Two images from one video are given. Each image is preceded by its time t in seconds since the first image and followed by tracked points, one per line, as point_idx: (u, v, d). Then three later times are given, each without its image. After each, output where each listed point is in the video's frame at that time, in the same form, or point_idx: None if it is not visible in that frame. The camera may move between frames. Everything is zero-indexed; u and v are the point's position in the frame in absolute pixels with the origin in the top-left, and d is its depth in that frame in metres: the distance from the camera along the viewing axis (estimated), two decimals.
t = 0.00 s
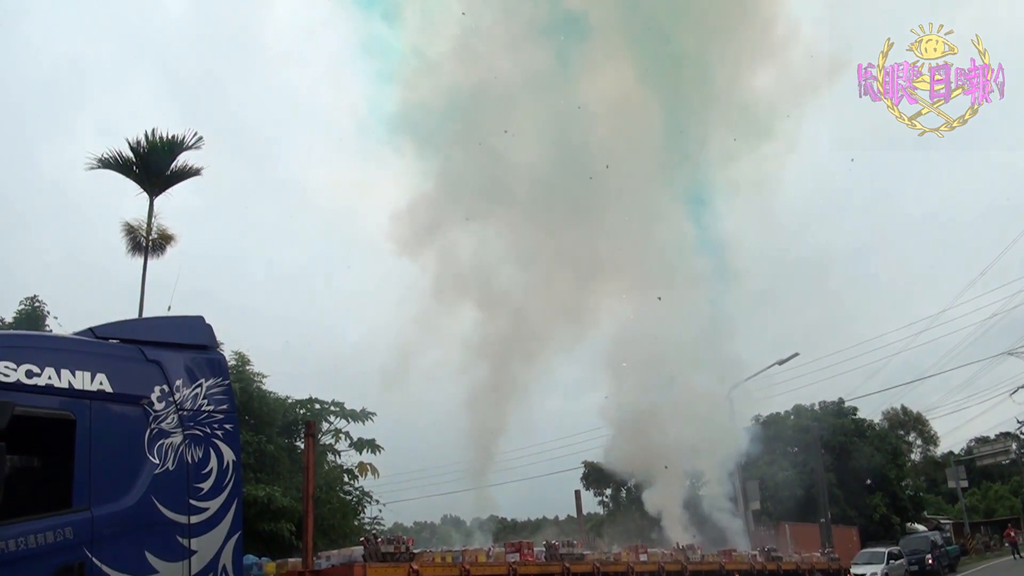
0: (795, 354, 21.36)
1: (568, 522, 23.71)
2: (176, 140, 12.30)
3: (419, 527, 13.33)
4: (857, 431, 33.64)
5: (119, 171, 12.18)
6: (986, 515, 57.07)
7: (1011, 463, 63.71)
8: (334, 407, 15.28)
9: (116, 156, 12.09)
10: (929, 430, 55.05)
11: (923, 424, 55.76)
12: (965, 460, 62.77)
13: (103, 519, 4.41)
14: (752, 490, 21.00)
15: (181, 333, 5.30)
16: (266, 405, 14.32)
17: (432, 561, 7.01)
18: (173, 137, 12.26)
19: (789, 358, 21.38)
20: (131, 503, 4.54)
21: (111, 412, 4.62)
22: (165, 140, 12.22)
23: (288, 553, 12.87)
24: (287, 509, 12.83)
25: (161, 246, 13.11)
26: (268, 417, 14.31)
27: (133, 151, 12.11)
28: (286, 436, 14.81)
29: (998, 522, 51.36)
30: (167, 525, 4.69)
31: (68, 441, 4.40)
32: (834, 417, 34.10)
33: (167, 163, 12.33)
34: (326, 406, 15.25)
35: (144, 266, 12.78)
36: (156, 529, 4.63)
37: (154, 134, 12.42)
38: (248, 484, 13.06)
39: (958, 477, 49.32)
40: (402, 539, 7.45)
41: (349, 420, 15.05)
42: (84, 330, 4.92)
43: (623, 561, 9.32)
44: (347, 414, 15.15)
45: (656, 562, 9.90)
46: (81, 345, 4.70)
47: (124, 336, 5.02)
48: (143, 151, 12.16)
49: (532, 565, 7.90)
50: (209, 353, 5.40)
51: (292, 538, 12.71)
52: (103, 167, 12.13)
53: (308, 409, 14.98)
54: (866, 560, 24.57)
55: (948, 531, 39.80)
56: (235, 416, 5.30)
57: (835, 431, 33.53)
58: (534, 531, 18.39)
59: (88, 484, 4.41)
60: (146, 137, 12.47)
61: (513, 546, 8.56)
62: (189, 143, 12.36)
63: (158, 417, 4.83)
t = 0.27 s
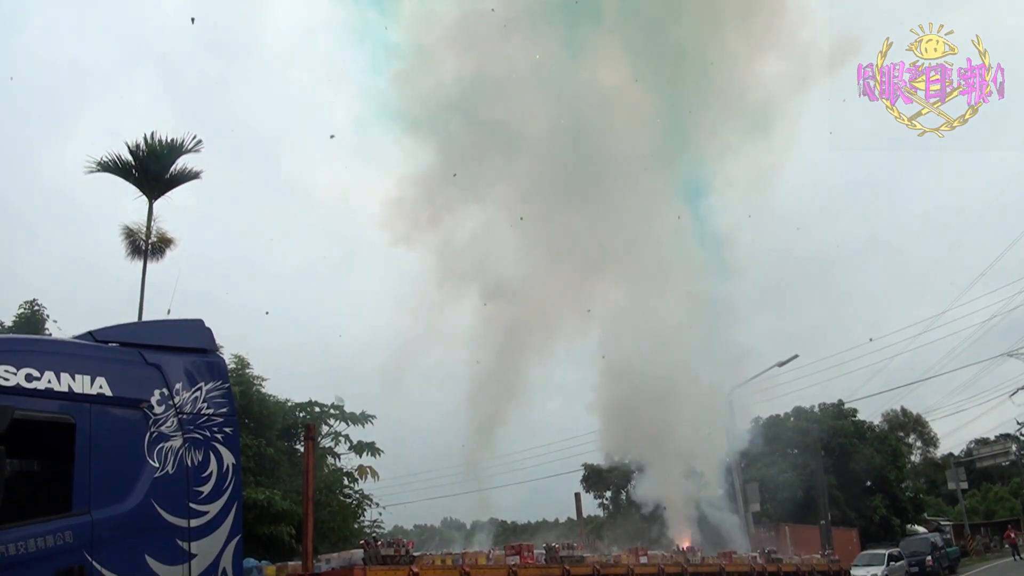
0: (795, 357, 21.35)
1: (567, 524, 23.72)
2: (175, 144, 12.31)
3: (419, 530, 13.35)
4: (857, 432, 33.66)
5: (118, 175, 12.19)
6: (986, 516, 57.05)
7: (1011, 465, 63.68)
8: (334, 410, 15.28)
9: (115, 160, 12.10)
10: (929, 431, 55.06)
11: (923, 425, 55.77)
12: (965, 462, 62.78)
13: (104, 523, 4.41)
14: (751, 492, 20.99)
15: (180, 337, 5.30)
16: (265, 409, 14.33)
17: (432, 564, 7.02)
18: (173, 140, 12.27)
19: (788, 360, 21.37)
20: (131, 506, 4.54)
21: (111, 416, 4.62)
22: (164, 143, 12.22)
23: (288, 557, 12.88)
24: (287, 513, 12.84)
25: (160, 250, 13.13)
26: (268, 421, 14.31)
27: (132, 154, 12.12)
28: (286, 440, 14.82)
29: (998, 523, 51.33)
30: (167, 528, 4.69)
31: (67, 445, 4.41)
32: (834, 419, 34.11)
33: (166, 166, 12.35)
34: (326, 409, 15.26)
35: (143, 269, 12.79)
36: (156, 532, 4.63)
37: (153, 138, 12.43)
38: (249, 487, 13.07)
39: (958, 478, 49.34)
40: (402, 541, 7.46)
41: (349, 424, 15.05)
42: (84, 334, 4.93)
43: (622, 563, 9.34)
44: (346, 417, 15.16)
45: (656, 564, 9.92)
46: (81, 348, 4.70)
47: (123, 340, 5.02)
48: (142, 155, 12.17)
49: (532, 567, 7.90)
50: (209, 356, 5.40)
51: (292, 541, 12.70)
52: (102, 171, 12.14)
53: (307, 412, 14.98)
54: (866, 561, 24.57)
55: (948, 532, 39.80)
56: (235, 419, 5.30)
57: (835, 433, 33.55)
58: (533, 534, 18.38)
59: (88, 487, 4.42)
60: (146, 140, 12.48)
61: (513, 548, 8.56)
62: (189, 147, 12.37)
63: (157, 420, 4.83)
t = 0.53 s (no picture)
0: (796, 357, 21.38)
1: (567, 526, 23.72)
2: (174, 146, 12.31)
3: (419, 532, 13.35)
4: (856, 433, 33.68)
5: (118, 177, 12.19)
6: (986, 517, 57.06)
7: (1011, 465, 63.68)
8: (334, 412, 15.28)
9: (114, 162, 12.10)
10: (929, 431, 55.09)
11: (923, 426, 55.79)
12: (965, 462, 62.80)
13: (104, 525, 4.41)
14: (751, 493, 20.99)
15: (180, 339, 5.30)
16: (265, 412, 14.33)
17: (432, 565, 7.02)
18: (172, 142, 12.27)
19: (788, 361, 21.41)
20: (130, 509, 4.53)
21: (110, 418, 4.62)
22: (163, 145, 12.23)
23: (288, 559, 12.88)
24: (286, 515, 12.84)
25: (160, 252, 13.13)
26: (267, 423, 14.31)
27: (131, 156, 12.12)
28: (285, 442, 14.81)
29: (998, 523, 51.34)
30: (167, 531, 4.68)
31: (66, 448, 4.40)
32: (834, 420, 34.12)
33: (166, 168, 12.35)
34: (326, 411, 15.25)
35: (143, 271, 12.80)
36: (156, 535, 4.63)
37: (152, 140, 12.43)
38: (249, 490, 13.07)
39: (958, 479, 49.36)
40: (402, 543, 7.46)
41: (348, 426, 15.04)
42: (83, 336, 4.93)
43: (622, 565, 9.34)
44: (346, 419, 15.15)
45: (656, 565, 9.93)
46: (80, 351, 4.70)
47: (122, 342, 5.02)
48: (141, 157, 12.17)
49: (532, 568, 7.90)
50: (208, 359, 5.40)
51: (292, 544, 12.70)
52: (102, 173, 12.14)
53: (307, 414, 14.98)
54: (866, 562, 24.58)
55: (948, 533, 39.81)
56: (234, 421, 5.30)
57: (835, 433, 33.57)
58: (533, 535, 18.38)
59: (88, 490, 4.42)
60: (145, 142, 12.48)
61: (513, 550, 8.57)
62: (188, 149, 12.37)
63: (157, 423, 4.83)
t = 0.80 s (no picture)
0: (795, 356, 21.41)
1: (567, 527, 23.71)
2: (172, 148, 12.31)
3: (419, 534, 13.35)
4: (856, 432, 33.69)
5: (116, 180, 12.19)
6: (986, 515, 57.04)
7: (1011, 463, 63.67)
8: (334, 413, 15.27)
9: (113, 165, 12.10)
10: (929, 430, 55.11)
11: (923, 425, 55.80)
12: (965, 460, 62.81)
13: (104, 529, 4.40)
14: (752, 492, 20.98)
15: (179, 341, 5.29)
16: (265, 414, 14.33)
17: (433, 567, 7.02)
18: (171, 145, 12.27)
19: (788, 360, 21.43)
20: (129, 512, 4.53)
21: (109, 421, 4.61)
22: (162, 148, 12.22)
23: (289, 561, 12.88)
24: (287, 517, 12.84)
25: (159, 254, 13.12)
26: (267, 425, 14.31)
27: (130, 159, 12.12)
28: (285, 443, 14.81)
29: (999, 521, 51.33)
30: (167, 534, 4.68)
31: (66, 450, 4.40)
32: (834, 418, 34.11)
33: (164, 170, 12.34)
34: (326, 412, 15.24)
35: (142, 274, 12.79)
36: (157, 538, 4.63)
37: (151, 143, 12.42)
38: (248, 492, 13.07)
39: (958, 477, 49.36)
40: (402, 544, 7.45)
41: (348, 427, 15.04)
42: (82, 340, 4.92)
43: (622, 565, 9.33)
44: (346, 421, 15.14)
45: (657, 565, 9.92)
46: (79, 354, 4.70)
47: (121, 345, 5.01)
48: (140, 159, 12.16)
49: (533, 569, 7.89)
50: (207, 361, 5.39)
51: (292, 546, 12.70)
52: (100, 176, 12.13)
53: (307, 416, 14.97)
54: (867, 561, 24.56)
55: (949, 531, 39.80)
56: (233, 423, 5.29)
57: (835, 432, 33.59)
58: (534, 536, 18.37)
59: (88, 493, 4.41)
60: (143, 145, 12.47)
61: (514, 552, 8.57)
62: (187, 151, 12.37)
63: (156, 426, 4.82)
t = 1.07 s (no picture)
0: (795, 354, 21.43)
1: (566, 526, 23.71)
2: (171, 148, 12.30)
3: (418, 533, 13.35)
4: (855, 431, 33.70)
5: (114, 180, 12.18)
6: (986, 513, 57.09)
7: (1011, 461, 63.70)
8: (333, 413, 15.27)
9: (111, 165, 12.09)
10: (928, 428, 55.16)
11: (922, 423, 55.85)
12: (964, 459, 62.85)
13: (103, 529, 4.40)
14: (751, 491, 20.98)
15: (177, 342, 5.29)
16: (264, 414, 14.33)
17: (432, 566, 7.02)
18: (169, 145, 12.27)
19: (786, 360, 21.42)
20: (128, 513, 4.53)
21: (108, 421, 4.61)
22: (160, 148, 12.22)
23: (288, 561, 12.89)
24: (287, 517, 12.85)
25: (157, 254, 13.12)
26: (266, 425, 14.31)
27: (128, 159, 12.11)
28: (285, 443, 14.81)
29: (999, 520, 51.38)
30: (166, 534, 4.68)
31: (64, 451, 4.40)
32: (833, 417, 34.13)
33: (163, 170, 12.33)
34: (325, 412, 15.25)
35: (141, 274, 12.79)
36: (156, 538, 4.63)
37: (149, 143, 12.42)
38: (248, 492, 13.07)
39: (958, 476, 49.40)
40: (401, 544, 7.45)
41: (348, 427, 15.04)
42: (80, 340, 4.92)
43: (622, 564, 9.33)
44: (346, 420, 15.14)
45: (656, 564, 9.93)
46: (78, 354, 4.70)
47: (120, 345, 5.01)
48: (138, 159, 12.16)
49: (532, 568, 7.89)
50: (205, 361, 5.40)
51: (292, 546, 12.70)
52: (99, 177, 12.12)
53: (306, 416, 14.97)
54: (866, 559, 24.56)
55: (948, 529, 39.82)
56: (232, 423, 5.29)
57: (834, 431, 33.61)
58: (533, 535, 18.38)
59: (87, 493, 4.41)
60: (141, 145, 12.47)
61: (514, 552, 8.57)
62: (185, 151, 12.36)
63: (155, 426, 4.82)
